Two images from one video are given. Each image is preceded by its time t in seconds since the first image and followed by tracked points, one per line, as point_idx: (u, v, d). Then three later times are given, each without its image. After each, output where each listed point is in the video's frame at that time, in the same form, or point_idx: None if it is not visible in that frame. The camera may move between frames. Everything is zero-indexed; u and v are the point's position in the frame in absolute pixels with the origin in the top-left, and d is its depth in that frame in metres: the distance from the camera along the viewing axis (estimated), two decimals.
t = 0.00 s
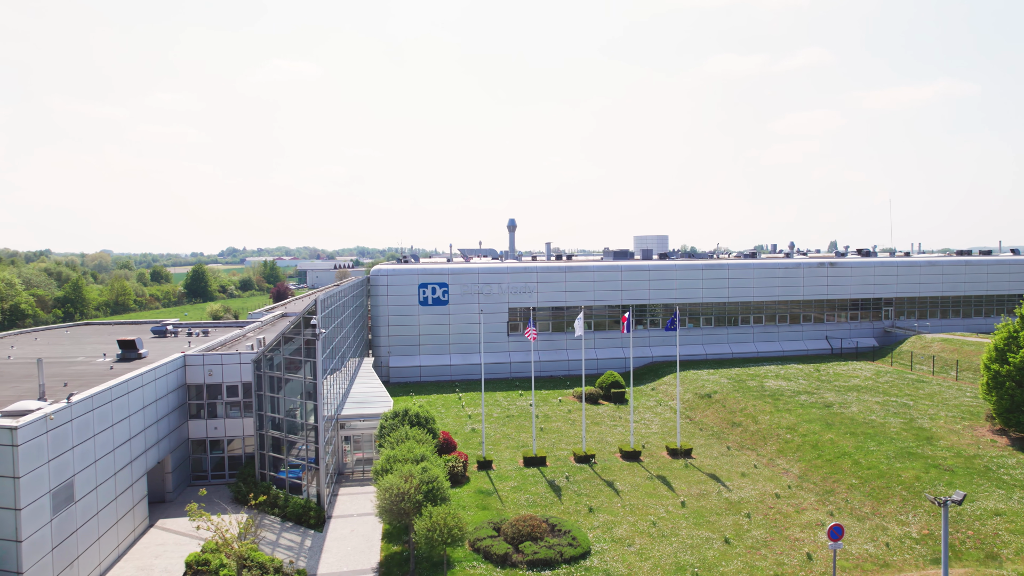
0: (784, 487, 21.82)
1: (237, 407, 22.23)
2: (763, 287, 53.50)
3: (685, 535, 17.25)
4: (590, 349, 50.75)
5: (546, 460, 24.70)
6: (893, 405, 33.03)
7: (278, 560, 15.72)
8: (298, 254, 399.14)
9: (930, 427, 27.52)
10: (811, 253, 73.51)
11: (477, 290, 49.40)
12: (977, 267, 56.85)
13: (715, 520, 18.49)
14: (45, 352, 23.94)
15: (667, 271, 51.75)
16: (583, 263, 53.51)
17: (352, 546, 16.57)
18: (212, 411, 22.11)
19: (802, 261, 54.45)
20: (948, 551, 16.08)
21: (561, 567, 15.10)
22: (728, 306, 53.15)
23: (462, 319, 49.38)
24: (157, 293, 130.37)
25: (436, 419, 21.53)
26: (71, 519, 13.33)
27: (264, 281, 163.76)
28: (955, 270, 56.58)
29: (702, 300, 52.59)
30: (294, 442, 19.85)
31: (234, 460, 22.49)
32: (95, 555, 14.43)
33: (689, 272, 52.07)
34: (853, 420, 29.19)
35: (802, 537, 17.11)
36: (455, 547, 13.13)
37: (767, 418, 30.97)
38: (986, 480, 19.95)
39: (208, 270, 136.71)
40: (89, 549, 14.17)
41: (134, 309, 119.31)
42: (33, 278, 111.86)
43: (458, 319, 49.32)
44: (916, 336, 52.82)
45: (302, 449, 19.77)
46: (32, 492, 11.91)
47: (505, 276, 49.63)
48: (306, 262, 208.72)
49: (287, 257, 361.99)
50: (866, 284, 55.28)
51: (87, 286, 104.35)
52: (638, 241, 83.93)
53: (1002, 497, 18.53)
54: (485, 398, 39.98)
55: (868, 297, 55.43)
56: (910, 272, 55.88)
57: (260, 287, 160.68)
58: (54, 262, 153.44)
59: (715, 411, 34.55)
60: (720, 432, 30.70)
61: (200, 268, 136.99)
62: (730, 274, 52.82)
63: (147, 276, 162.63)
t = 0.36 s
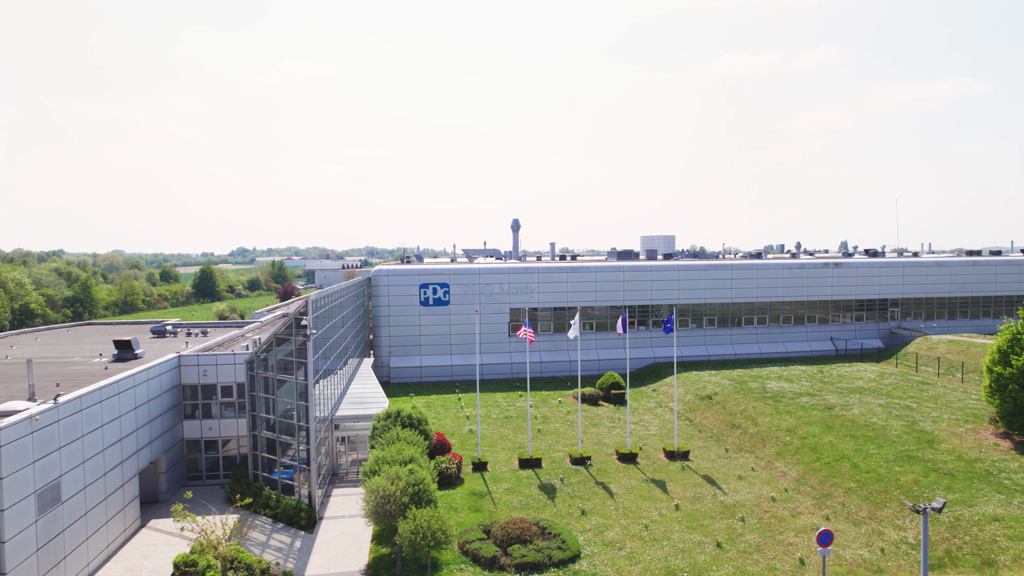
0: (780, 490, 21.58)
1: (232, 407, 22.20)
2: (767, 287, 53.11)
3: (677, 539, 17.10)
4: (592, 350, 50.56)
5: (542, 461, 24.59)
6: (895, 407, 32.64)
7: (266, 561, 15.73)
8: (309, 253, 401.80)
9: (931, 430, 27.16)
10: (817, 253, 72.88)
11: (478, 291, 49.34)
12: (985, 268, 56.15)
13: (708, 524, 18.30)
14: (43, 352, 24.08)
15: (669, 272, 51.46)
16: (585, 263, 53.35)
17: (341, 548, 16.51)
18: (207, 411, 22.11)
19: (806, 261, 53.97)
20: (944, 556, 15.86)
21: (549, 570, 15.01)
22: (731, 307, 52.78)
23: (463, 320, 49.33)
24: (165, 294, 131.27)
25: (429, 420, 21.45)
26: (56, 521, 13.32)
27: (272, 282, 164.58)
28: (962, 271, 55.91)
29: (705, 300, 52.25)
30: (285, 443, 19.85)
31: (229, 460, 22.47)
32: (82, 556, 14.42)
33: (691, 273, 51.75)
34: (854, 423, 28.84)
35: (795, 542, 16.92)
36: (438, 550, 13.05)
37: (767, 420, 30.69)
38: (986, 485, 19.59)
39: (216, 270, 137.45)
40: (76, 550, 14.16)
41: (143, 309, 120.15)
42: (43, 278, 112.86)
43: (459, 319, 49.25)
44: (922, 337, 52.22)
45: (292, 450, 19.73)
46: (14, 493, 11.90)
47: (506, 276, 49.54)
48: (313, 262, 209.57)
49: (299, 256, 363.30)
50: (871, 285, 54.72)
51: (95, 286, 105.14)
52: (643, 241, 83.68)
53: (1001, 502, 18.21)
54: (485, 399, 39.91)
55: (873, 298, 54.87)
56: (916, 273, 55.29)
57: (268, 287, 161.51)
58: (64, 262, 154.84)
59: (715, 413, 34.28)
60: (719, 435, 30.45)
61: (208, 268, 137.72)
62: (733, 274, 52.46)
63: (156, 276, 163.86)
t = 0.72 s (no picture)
0: (777, 493, 21.35)
1: (227, 408, 22.21)
2: (771, 288, 52.68)
3: (669, 543, 16.95)
4: (594, 351, 50.35)
5: (538, 463, 24.47)
6: (898, 410, 32.23)
7: (256, 563, 15.72)
8: (317, 253, 403.70)
9: (934, 433, 26.77)
10: (823, 253, 72.25)
11: (479, 291, 49.26)
12: (994, 268, 55.42)
13: (702, 527, 18.13)
14: (41, 352, 24.22)
15: (672, 272, 51.14)
16: (587, 264, 53.16)
17: (331, 549, 16.49)
18: (202, 411, 22.13)
19: (811, 262, 53.49)
20: (941, 562, 15.63)
21: (538, 574, 14.92)
22: (735, 307, 52.39)
23: (464, 320, 49.26)
24: (174, 293, 132.18)
25: (422, 421, 21.39)
26: (43, 520, 13.37)
27: (279, 281, 165.42)
28: (970, 271, 55.19)
29: (708, 301, 51.90)
30: (277, 442, 19.85)
31: (224, 460, 22.47)
32: (71, 556, 14.44)
33: (694, 273, 51.41)
34: (855, 425, 28.50)
35: (789, 546, 16.73)
36: (424, 553, 12.97)
37: (767, 422, 30.40)
38: (987, 489, 19.26)
39: (224, 270, 138.12)
40: (64, 550, 14.19)
41: (151, 309, 121.01)
42: (53, 278, 113.93)
43: (460, 319, 49.19)
44: (928, 338, 51.62)
45: (284, 450, 19.71)
46: None
47: (508, 277, 49.43)
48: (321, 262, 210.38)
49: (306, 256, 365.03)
50: (877, 285, 54.14)
51: (104, 286, 105.91)
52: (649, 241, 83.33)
53: (1001, 507, 17.90)
54: (485, 399, 39.84)
55: (879, 298, 54.30)
56: (923, 273, 54.65)
57: (276, 287, 162.35)
58: (74, 262, 156.21)
59: (715, 414, 34.01)
60: (718, 436, 30.20)
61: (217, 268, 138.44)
62: (736, 274, 52.07)
63: (166, 276, 165.08)
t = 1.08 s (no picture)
0: (774, 497, 21.11)
1: (223, 408, 22.20)
2: (775, 288, 52.26)
3: (661, 547, 16.81)
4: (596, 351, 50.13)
5: (534, 465, 24.35)
6: (901, 412, 31.82)
7: (245, 564, 15.66)
8: (325, 254, 405.69)
9: (937, 436, 26.39)
10: (830, 253, 71.58)
11: (481, 291, 49.20)
12: (1003, 268, 54.68)
13: (696, 531, 17.94)
14: (40, 352, 24.39)
15: (675, 271, 50.84)
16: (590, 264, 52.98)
17: (321, 551, 16.45)
18: (198, 412, 22.12)
19: (816, 262, 53.02)
20: (937, 568, 15.41)
21: None
22: (738, 308, 52.00)
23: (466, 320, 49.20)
24: (183, 293, 133.22)
25: (416, 422, 21.32)
26: (30, 521, 13.37)
27: (287, 281, 166.29)
28: (979, 272, 54.47)
29: (712, 301, 51.55)
30: (270, 443, 19.82)
31: (220, 461, 22.44)
32: (60, 557, 14.41)
33: (698, 273, 51.09)
34: (856, 428, 28.15)
35: (783, 551, 16.54)
36: (409, 557, 12.91)
37: (767, 424, 30.11)
38: (988, 494, 18.93)
39: (233, 270, 138.94)
40: (53, 551, 14.17)
41: (160, 309, 121.99)
42: (63, 278, 115.04)
43: (461, 320, 49.14)
44: (935, 339, 51.00)
45: (277, 451, 19.66)
46: None
47: (510, 277, 49.32)
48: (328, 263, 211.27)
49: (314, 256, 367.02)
50: (883, 286, 53.57)
51: (114, 286, 106.88)
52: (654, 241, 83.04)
53: (1001, 512, 17.58)
54: (486, 400, 39.81)
55: (885, 299, 53.72)
56: (930, 274, 54.01)
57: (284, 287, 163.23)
58: (85, 262, 157.79)
59: (716, 416, 33.73)
60: (718, 439, 29.94)
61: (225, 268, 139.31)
62: (740, 275, 51.69)
63: (175, 277, 166.34)
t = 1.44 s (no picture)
0: (772, 501, 20.86)
1: (219, 408, 22.22)
2: (780, 289, 51.79)
3: (654, 551, 16.65)
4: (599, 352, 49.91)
5: (530, 467, 24.22)
6: (905, 415, 31.40)
7: (235, 565, 15.62)
8: (333, 254, 407.87)
9: (940, 439, 26.01)
10: (838, 254, 70.92)
11: (483, 292, 49.10)
12: (1012, 269, 53.88)
13: (690, 535, 17.75)
14: (40, 351, 24.51)
15: (678, 272, 50.51)
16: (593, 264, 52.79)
17: (311, 553, 16.41)
18: (194, 412, 22.15)
19: (821, 262, 52.50)
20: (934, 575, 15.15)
21: None
22: (743, 309, 51.57)
23: (467, 321, 49.11)
24: (191, 293, 134.12)
25: (410, 422, 21.22)
26: (19, 521, 13.39)
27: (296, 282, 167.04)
28: (988, 272, 53.71)
29: (716, 302, 51.16)
30: (264, 444, 19.80)
31: (216, 461, 22.46)
32: (50, 557, 14.43)
33: (702, 274, 50.75)
34: (858, 431, 27.78)
35: (777, 556, 16.34)
36: (394, 560, 12.85)
37: (768, 427, 29.80)
38: (989, 499, 18.59)
39: (241, 270, 139.49)
40: (42, 551, 14.18)
41: (168, 308, 122.82)
42: (73, 277, 116.03)
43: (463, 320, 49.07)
44: (943, 341, 50.34)
45: (270, 452, 19.63)
46: None
47: (512, 278, 49.21)
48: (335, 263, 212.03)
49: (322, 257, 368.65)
50: (890, 287, 52.97)
51: (123, 286, 107.62)
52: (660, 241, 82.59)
53: (1002, 518, 17.26)
54: (487, 401, 39.74)
55: (892, 300, 53.11)
56: (937, 274, 53.33)
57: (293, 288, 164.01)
58: (95, 262, 159.19)
59: (717, 418, 33.44)
60: (718, 441, 29.68)
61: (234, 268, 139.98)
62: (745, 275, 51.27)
63: (185, 276, 167.36)
